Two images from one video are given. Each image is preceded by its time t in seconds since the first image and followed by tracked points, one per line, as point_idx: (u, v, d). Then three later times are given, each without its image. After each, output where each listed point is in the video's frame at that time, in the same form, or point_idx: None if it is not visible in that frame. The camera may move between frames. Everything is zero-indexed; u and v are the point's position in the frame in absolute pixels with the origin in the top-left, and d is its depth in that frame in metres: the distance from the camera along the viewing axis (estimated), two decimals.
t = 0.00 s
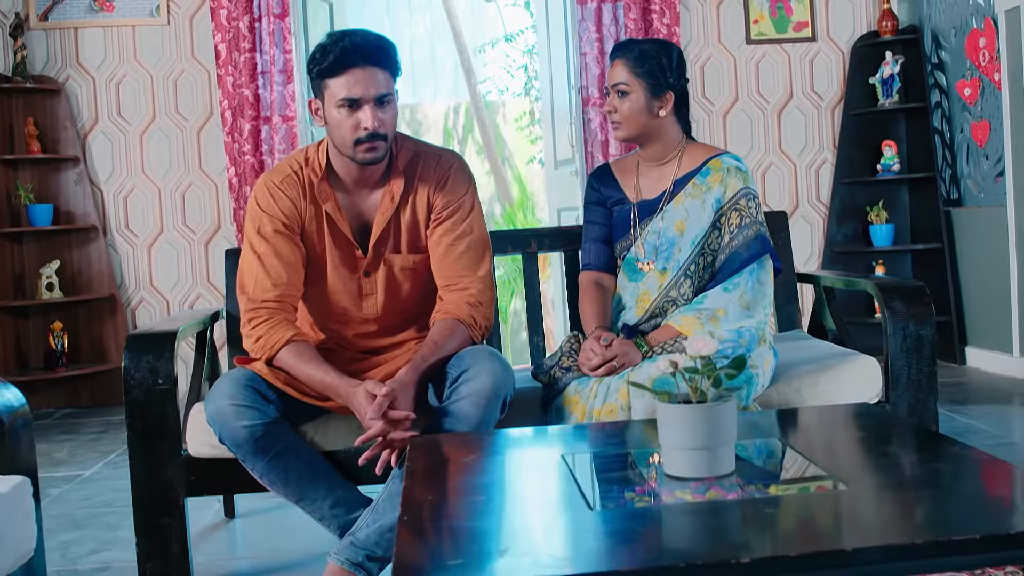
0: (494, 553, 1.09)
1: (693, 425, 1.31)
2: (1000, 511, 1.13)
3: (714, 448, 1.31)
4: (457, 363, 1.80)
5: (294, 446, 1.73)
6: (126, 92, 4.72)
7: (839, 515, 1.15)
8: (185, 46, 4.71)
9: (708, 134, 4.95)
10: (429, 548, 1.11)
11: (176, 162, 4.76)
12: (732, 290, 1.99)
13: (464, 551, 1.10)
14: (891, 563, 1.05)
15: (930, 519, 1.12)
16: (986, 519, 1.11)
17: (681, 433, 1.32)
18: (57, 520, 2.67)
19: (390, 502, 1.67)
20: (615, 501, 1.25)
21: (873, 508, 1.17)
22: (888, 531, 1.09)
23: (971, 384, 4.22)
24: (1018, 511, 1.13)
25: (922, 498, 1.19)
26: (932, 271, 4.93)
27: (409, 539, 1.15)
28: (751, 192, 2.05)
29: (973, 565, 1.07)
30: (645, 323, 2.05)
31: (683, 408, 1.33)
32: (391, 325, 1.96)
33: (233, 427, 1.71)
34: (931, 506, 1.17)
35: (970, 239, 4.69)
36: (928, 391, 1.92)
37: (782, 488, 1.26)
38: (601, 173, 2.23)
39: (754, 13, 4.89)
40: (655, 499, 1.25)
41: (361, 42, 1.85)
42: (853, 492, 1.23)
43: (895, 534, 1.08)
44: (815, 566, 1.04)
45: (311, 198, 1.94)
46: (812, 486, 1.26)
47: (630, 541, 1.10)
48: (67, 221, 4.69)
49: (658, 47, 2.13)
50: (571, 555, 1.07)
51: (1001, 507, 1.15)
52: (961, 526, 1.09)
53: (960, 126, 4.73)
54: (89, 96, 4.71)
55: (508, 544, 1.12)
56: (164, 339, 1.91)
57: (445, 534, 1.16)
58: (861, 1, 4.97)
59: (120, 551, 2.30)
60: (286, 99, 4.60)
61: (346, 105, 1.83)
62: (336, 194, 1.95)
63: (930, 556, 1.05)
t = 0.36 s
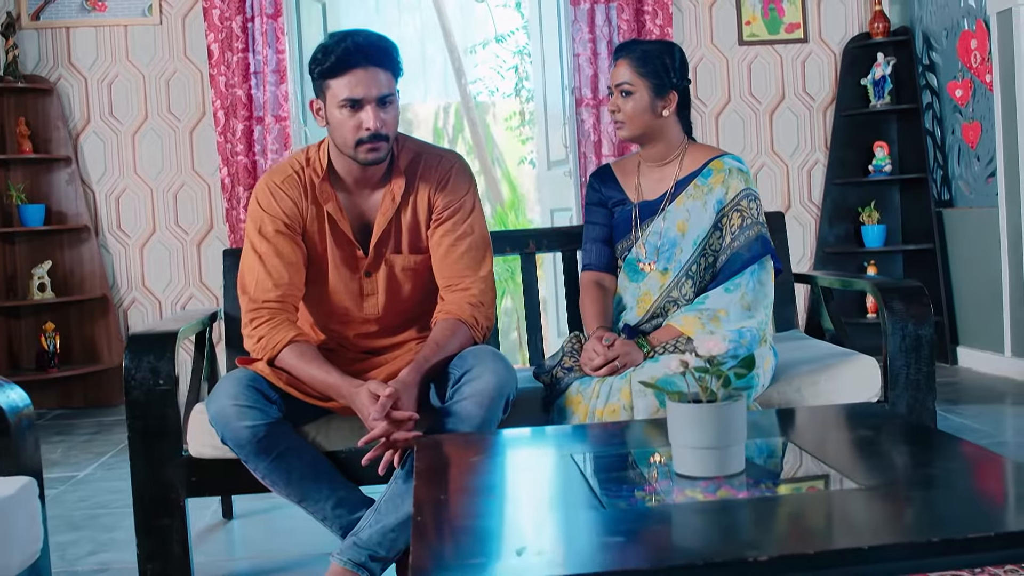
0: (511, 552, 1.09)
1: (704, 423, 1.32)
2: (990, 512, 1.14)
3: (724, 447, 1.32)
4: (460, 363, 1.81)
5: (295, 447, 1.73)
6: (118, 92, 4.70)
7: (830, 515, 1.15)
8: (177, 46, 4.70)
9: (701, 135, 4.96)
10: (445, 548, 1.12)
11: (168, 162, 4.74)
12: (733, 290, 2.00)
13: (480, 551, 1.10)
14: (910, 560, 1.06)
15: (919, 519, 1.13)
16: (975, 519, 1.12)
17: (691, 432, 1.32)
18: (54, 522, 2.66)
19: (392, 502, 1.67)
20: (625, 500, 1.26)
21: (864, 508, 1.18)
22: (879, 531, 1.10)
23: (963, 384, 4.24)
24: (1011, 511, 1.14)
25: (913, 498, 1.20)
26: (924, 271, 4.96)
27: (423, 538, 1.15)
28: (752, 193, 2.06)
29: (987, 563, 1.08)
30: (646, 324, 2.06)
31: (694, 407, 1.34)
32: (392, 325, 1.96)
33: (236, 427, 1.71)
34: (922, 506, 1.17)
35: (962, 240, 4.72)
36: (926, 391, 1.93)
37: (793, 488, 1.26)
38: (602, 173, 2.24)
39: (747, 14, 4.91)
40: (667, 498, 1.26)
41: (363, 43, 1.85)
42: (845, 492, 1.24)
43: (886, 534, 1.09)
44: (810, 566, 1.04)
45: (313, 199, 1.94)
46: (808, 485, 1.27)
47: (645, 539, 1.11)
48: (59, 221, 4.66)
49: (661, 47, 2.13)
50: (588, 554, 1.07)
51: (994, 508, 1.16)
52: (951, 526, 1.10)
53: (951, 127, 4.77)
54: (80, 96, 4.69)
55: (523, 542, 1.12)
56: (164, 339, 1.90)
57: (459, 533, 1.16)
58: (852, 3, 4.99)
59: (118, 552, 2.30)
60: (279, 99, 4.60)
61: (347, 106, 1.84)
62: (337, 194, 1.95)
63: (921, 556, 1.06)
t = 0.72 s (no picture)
0: (534, 553, 1.09)
1: (719, 425, 1.33)
2: (984, 513, 1.15)
3: (738, 449, 1.33)
4: (465, 365, 1.81)
5: (301, 449, 1.73)
6: (113, 93, 4.69)
7: (824, 517, 1.16)
8: (172, 48, 4.69)
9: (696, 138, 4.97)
10: (467, 550, 1.12)
11: (163, 165, 4.73)
12: (737, 292, 2.01)
13: (504, 552, 1.10)
14: (933, 558, 1.07)
15: (911, 520, 1.14)
16: (968, 520, 1.13)
17: (705, 433, 1.33)
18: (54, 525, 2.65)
19: (399, 504, 1.67)
20: (639, 500, 1.26)
21: (857, 510, 1.18)
22: (874, 532, 1.10)
23: (958, 386, 4.26)
24: (1008, 512, 1.15)
25: (906, 500, 1.21)
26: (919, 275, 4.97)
27: (444, 542, 1.15)
28: (756, 196, 2.07)
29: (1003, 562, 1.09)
30: (650, 326, 2.07)
31: (708, 409, 1.34)
32: (396, 328, 1.96)
33: (242, 430, 1.71)
34: (918, 507, 1.18)
35: (957, 243, 4.75)
36: (927, 392, 1.94)
37: (807, 488, 1.27)
38: (606, 176, 2.25)
39: (741, 18, 4.93)
40: (683, 498, 1.26)
41: (369, 45, 1.85)
42: (840, 493, 1.25)
43: (879, 536, 1.09)
44: (826, 566, 1.05)
45: (317, 202, 1.94)
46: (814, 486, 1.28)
47: (666, 539, 1.11)
48: (54, 224, 4.65)
49: (667, 50, 2.15)
50: (609, 554, 1.08)
51: (988, 509, 1.16)
52: (944, 527, 1.11)
53: (945, 130, 4.80)
54: (75, 98, 4.69)
55: (546, 543, 1.12)
56: (169, 342, 1.90)
57: (480, 536, 1.16)
58: (847, 7, 5.01)
59: (120, 556, 2.29)
60: (274, 102, 4.59)
61: (352, 109, 1.84)
62: (342, 197, 1.96)
63: (934, 555, 1.07)
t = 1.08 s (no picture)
0: (553, 552, 1.09)
1: (730, 423, 1.34)
2: (976, 511, 1.15)
3: (750, 447, 1.34)
4: (469, 364, 1.82)
5: (305, 449, 1.73)
6: (106, 93, 4.68)
7: (816, 517, 1.16)
8: (165, 48, 4.68)
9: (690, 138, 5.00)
10: (486, 550, 1.11)
11: (156, 165, 4.72)
12: (738, 290, 2.02)
13: (523, 551, 1.10)
14: (948, 554, 1.08)
15: (899, 519, 1.14)
16: (958, 519, 1.13)
17: (716, 431, 1.34)
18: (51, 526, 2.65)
19: (403, 504, 1.68)
20: (650, 499, 1.27)
21: (850, 509, 1.19)
22: (866, 532, 1.11)
23: (951, 386, 4.29)
24: (1001, 510, 1.16)
25: (897, 499, 1.21)
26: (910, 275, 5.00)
27: (461, 542, 1.15)
28: (758, 195, 2.08)
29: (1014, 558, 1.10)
30: (651, 324, 2.08)
31: (719, 407, 1.35)
32: (398, 327, 1.97)
33: (247, 430, 1.71)
34: (909, 506, 1.19)
35: (948, 242, 4.78)
36: (927, 392, 1.96)
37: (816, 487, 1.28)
38: (608, 175, 2.26)
39: (734, 19, 4.94)
40: (694, 497, 1.27)
41: (373, 46, 1.85)
42: (832, 493, 1.25)
43: (870, 535, 1.10)
44: (844, 562, 1.06)
45: (320, 201, 1.94)
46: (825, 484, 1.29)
47: (683, 537, 1.12)
48: (46, 224, 4.63)
49: (670, 51, 2.17)
50: (627, 551, 1.08)
51: (980, 507, 1.17)
52: (936, 527, 1.11)
53: (936, 131, 4.84)
54: (68, 98, 4.67)
55: (564, 542, 1.12)
56: (171, 341, 1.90)
57: (496, 535, 1.16)
58: (839, 8, 5.04)
59: (120, 556, 2.29)
60: (268, 102, 4.59)
61: (356, 109, 1.84)
62: (344, 196, 1.96)
63: (950, 552, 1.08)
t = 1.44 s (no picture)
0: (571, 547, 1.09)
1: (741, 420, 1.34)
2: (968, 510, 1.16)
3: (761, 444, 1.34)
4: (473, 363, 1.83)
5: (308, 448, 1.74)
6: (98, 92, 4.66)
7: (808, 514, 1.17)
8: (158, 47, 4.67)
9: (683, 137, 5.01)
10: (503, 547, 1.11)
11: (149, 164, 4.71)
12: (739, 287, 2.03)
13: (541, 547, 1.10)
14: (961, 550, 1.09)
15: (893, 516, 1.15)
16: (951, 517, 1.14)
17: (727, 428, 1.34)
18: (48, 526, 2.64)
19: (407, 502, 1.68)
20: (659, 495, 1.27)
21: (841, 507, 1.19)
22: (857, 531, 1.11)
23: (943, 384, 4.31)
24: (993, 507, 1.16)
25: (889, 497, 1.22)
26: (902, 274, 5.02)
27: (478, 539, 1.15)
28: (759, 193, 2.09)
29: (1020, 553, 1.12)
30: (652, 322, 2.09)
31: (730, 404, 1.36)
32: (400, 326, 1.97)
33: (250, 428, 1.71)
34: (898, 502, 1.20)
35: (940, 242, 4.81)
36: (925, 390, 1.98)
37: (826, 483, 1.29)
38: (610, 173, 2.27)
39: (727, 19, 4.95)
40: (705, 493, 1.27)
41: (377, 45, 1.86)
42: (823, 491, 1.25)
43: (869, 533, 1.10)
44: (860, 557, 1.07)
45: (322, 200, 1.95)
46: (835, 479, 1.30)
47: (696, 533, 1.12)
48: (38, 223, 4.61)
49: (673, 51, 2.18)
50: (642, 547, 1.09)
51: (973, 505, 1.17)
52: (927, 524, 1.12)
53: (928, 132, 4.87)
54: (60, 97, 4.65)
55: (581, 538, 1.12)
56: (174, 340, 1.90)
57: (511, 532, 1.16)
58: (831, 8, 5.06)
59: (119, 556, 2.28)
60: (261, 101, 4.58)
61: (359, 108, 1.85)
62: (346, 195, 1.96)
63: (963, 547, 1.09)
